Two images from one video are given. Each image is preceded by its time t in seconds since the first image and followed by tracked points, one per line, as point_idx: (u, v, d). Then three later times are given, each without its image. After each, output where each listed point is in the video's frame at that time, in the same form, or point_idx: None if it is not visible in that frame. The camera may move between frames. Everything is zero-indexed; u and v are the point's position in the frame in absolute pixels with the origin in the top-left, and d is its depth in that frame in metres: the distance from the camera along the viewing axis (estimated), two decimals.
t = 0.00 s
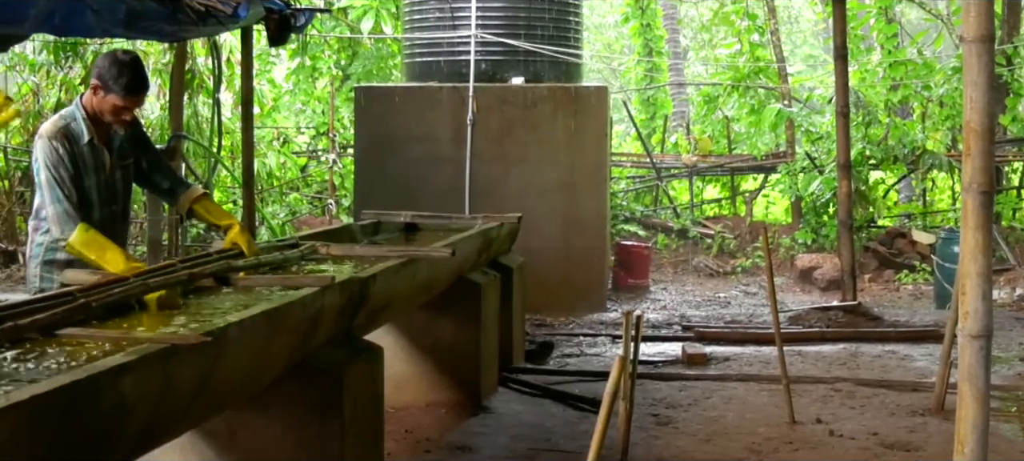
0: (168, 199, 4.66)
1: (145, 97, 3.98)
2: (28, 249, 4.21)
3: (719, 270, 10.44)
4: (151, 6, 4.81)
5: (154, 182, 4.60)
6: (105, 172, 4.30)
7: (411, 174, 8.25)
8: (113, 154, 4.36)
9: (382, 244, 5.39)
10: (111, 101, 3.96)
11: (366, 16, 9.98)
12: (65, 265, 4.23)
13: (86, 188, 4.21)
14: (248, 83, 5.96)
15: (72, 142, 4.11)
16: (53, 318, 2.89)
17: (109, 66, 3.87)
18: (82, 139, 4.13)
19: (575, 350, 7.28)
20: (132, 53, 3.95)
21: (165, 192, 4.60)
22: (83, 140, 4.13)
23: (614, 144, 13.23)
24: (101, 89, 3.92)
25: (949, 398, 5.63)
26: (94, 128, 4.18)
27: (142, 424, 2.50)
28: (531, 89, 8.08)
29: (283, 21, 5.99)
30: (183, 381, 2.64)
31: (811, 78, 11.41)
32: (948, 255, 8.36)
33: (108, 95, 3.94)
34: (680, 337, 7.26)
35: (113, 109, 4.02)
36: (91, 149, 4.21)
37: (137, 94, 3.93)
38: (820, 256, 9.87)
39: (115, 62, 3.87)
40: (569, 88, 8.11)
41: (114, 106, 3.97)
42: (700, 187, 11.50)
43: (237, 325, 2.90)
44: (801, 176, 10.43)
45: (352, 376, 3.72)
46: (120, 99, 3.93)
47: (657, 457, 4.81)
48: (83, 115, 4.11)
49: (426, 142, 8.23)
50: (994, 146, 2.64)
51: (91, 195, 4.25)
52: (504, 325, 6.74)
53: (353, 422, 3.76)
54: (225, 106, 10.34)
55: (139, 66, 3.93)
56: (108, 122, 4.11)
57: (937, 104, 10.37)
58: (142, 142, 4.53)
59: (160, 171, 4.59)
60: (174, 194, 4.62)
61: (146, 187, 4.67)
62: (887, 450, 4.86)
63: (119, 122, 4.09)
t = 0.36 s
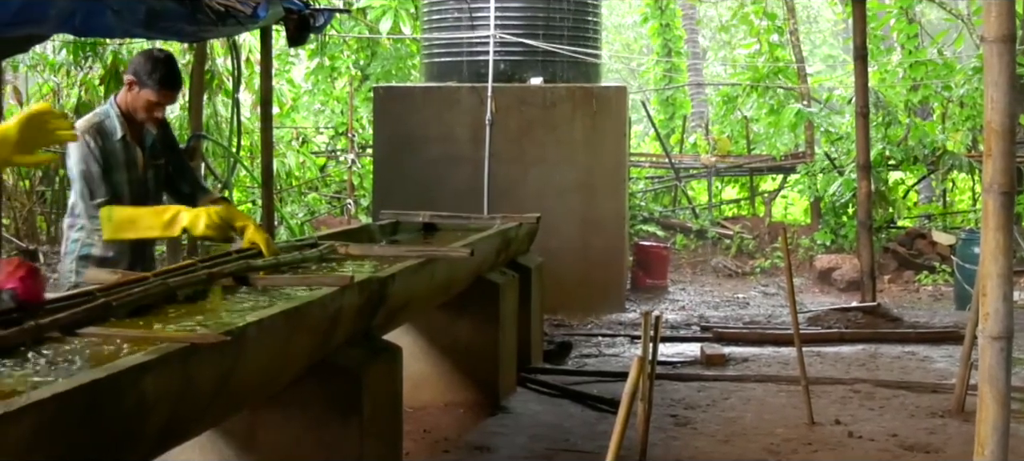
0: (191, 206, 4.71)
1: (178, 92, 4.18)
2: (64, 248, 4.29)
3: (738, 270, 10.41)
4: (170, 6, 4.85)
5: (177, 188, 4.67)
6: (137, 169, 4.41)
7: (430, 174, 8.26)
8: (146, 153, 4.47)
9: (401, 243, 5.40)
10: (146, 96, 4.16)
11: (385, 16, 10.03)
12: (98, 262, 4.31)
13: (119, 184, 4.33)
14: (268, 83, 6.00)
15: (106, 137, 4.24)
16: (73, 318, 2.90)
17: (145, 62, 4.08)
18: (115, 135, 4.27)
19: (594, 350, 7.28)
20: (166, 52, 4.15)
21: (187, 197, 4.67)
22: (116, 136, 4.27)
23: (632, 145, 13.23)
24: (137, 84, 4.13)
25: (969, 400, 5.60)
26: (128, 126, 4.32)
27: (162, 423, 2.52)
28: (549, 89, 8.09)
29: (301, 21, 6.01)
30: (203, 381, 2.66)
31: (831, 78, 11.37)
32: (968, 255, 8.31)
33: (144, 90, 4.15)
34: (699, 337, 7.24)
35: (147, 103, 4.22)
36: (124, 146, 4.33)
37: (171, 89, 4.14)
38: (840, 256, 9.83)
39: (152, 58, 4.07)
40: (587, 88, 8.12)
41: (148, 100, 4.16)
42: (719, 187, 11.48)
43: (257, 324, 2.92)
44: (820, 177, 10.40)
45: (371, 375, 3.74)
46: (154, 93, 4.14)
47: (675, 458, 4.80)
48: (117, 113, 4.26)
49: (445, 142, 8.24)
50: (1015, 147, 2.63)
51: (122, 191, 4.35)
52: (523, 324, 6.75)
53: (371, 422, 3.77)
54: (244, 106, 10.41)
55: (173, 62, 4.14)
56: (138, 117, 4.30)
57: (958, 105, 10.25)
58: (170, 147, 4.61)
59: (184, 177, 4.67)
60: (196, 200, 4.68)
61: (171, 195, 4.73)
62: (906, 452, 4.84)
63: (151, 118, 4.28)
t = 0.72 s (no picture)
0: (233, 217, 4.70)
1: (242, 85, 4.29)
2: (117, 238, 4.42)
3: (761, 271, 10.37)
4: (194, 8, 4.94)
5: (223, 196, 4.66)
6: (192, 164, 4.48)
7: (453, 174, 8.29)
8: (203, 151, 4.55)
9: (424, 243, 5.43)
10: (210, 87, 4.27)
11: (408, 16, 10.07)
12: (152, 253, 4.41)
13: (177, 177, 4.39)
14: (292, 83, 6.04)
15: (169, 129, 4.33)
16: (98, 317, 2.93)
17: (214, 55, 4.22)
18: (179, 128, 4.36)
19: (616, 350, 7.28)
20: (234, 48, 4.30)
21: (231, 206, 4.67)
22: (179, 129, 4.36)
23: (655, 145, 13.20)
24: (204, 75, 4.25)
25: (994, 402, 5.56)
26: (190, 122, 4.41)
27: (186, 421, 2.54)
28: (572, 89, 8.09)
29: (325, 21, 6.06)
30: (226, 380, 2.68)
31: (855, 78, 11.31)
32: (993, 256, 8.24)
33: (209, 81, 4.26)
34: (721, 337, 7.23)
35: (210, 96, 4.30)
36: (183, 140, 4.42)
37: (236, 81, 4.26)
38: (863, 257, 9.77)
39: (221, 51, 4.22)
40: (610, 88, 8.11)
41: (212, 91, 4.26)
42: (742, 187, 11.46)
43: (280, 324, 2.94)
44: (843, 178, 10.35)
45: (394, 375, 3.75)
46: (221, 84, 4.25)
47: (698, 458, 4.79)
48: (180, 107, 4.35)
49: (468, 142, 8.26)
50: None
51: (178, 184, 4.42)
52: (545, 324, 6.76)
53: (393, 422, 3.78)
54: (268, 106, 10.48)
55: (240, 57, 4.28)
56: (199, 112, 4.38)
57: (982, 105, 10.20)
58: (224, 156, 4.67)
59: (231, 187, 4.69)
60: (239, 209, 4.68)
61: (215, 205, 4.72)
62: (930, 454, 4.81)
63: (211, 112, 4.34)
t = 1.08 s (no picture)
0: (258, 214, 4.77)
1: (283, 89, 4.28)
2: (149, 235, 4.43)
3: (783, 271, 10.33)
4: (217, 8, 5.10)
5: (251, 194, 4.71)
6: (228, 164, 4.50)
7: (474, 174, 8.30)
8: (237, 151, 4.57)
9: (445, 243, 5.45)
10: (252, 90, 4.25)
11: (429, 17, 10.11)
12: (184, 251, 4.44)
13: (216, 176, 4.40)
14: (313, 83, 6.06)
15: (210, 129, 4.33)
16: (123, 316, 2.95)
17: (258, 60, 4.20)
18: (219, 128, 4.36)
19: (637, 351, 7.27)
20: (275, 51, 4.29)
21: (257, 204, 4.74)
22: (220, 129, 4.36)
23: (675, 145, 13.18)
24: (245, 78, 4.25)
25: (1017, 404, 5.53)
26: (229, 122, 4.41)
27: (206, 419, 2.55)
28: (593, 89, 8.08)
29: (347, 21, 6.08)
30: (247, 378, 2.69)
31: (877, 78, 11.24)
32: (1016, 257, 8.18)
33: (251, 84, 4.24)
34: (742, 338, 7.21)
35: (249, 99, 4.28)
36: (222, 140, 4.41)
37: (278, 88, 4.25)
38: (885, 258, 9.71)
39: (265, 58, 4.21)
40: (632, 89, 8.11)
41: (252, 93, 4.25)
42: (763, 188, 11.41)
43: (301, 324, 2.96)
44: (866, 179, 10.29)
45: (415, 375, 3.77)
46: (262, 90, 4.24)
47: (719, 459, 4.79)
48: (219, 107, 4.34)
49: (489, 143, 8.27)
50: None
51: (216, 183, 4.43)
52: (566, 325, 6.76)
53: (414, 421, 3.80)
54: (289, 106, 10.53)
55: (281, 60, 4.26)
56: (238, 113, 4.36)
57: (1006, 105, 10.13)
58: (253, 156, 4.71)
59: (257, 188, 4.74)
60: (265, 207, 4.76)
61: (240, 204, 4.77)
62: (953, 456, 4.78)
63: (249, 115, 4.32)
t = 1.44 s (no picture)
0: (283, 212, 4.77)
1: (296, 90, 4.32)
2: (173, 238, 4.47)
3: (806, 272, 10.28)
4: (242, 8, 5.16)
5: (275, 193, 4.72)
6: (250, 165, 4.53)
7: (496, 174, 8.32)
8: (258, 151, 4.60)
9: (467, 243, 5.47)
10: (264, 91, 4.30)
11: (453, 16, 10.15)
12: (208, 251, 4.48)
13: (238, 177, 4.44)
14: (337, 83, 6.11)
15: (230, 133, 4.35)
16: (148, 316, 2.98)
17: (269, 61, 4.23)
18: (239, 131, 4.38)
19: (660, 351, 7.26)
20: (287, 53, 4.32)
21: (281, 202, 4.74)
22: (239, 132, 4.39)
23: (698, 146, 13.16)
24: (257, 80, 4.29)
25: None
26: (247, 124, 4.44)
27: (230, 418, 2.58)
28: (616, 89, 8.08)
29: (370, 21, 6.11)
30: (270, 378, 2.72)
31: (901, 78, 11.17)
32: None
33: (263, 85, 4.28)
34: (765, 339, 7.18)
35: (264, 99, 4.33)
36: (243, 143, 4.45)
37: (290, 87, 4.28)
38: (909, 259, 9.65)
39: (276, 57, 4.24)
40: (655, 89, 8.10)
41: (265, 95, 4.30)
42: (787, 188, 11.38)
43: (324, 324, 2.98)
44: (889, 179, 10.23)
45: (437, 375, 3.78)
46: (275, 90, 4.28)
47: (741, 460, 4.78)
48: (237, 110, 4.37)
49: (512, 142, 8.28)
50: None
51: (239, 185, 4.47)
52: (589, 324, 6.77)
53: (436, 421, 3.82)
54: (312, 106, 10.59)
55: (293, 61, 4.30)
56: (253, 114, 4.41)
57: None
58: (276, 153, 4.73)
59: (281, 184, 4.76)
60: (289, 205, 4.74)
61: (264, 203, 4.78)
62: (977, 458, 4.76)
63: (265, 115, 4.38)
